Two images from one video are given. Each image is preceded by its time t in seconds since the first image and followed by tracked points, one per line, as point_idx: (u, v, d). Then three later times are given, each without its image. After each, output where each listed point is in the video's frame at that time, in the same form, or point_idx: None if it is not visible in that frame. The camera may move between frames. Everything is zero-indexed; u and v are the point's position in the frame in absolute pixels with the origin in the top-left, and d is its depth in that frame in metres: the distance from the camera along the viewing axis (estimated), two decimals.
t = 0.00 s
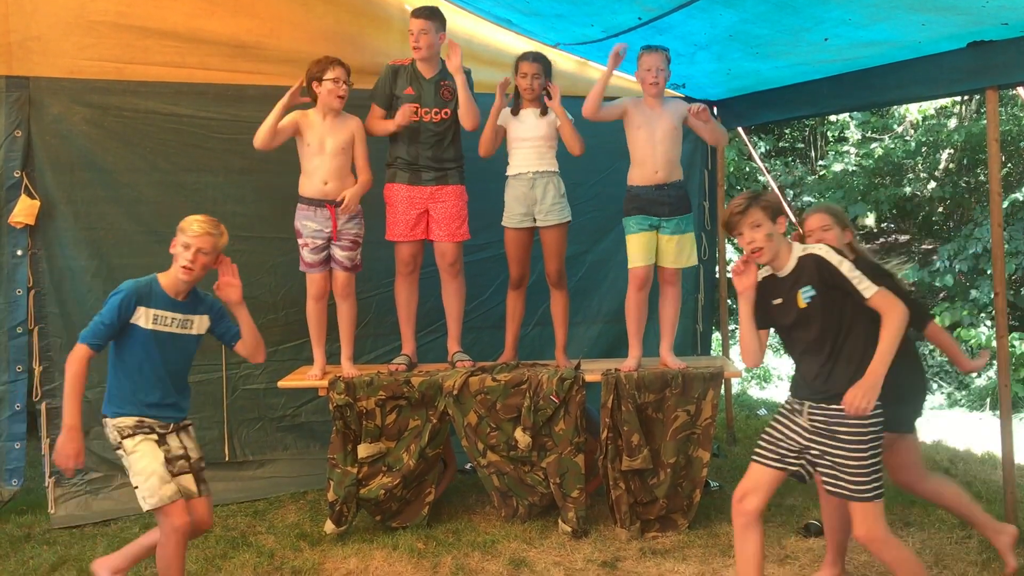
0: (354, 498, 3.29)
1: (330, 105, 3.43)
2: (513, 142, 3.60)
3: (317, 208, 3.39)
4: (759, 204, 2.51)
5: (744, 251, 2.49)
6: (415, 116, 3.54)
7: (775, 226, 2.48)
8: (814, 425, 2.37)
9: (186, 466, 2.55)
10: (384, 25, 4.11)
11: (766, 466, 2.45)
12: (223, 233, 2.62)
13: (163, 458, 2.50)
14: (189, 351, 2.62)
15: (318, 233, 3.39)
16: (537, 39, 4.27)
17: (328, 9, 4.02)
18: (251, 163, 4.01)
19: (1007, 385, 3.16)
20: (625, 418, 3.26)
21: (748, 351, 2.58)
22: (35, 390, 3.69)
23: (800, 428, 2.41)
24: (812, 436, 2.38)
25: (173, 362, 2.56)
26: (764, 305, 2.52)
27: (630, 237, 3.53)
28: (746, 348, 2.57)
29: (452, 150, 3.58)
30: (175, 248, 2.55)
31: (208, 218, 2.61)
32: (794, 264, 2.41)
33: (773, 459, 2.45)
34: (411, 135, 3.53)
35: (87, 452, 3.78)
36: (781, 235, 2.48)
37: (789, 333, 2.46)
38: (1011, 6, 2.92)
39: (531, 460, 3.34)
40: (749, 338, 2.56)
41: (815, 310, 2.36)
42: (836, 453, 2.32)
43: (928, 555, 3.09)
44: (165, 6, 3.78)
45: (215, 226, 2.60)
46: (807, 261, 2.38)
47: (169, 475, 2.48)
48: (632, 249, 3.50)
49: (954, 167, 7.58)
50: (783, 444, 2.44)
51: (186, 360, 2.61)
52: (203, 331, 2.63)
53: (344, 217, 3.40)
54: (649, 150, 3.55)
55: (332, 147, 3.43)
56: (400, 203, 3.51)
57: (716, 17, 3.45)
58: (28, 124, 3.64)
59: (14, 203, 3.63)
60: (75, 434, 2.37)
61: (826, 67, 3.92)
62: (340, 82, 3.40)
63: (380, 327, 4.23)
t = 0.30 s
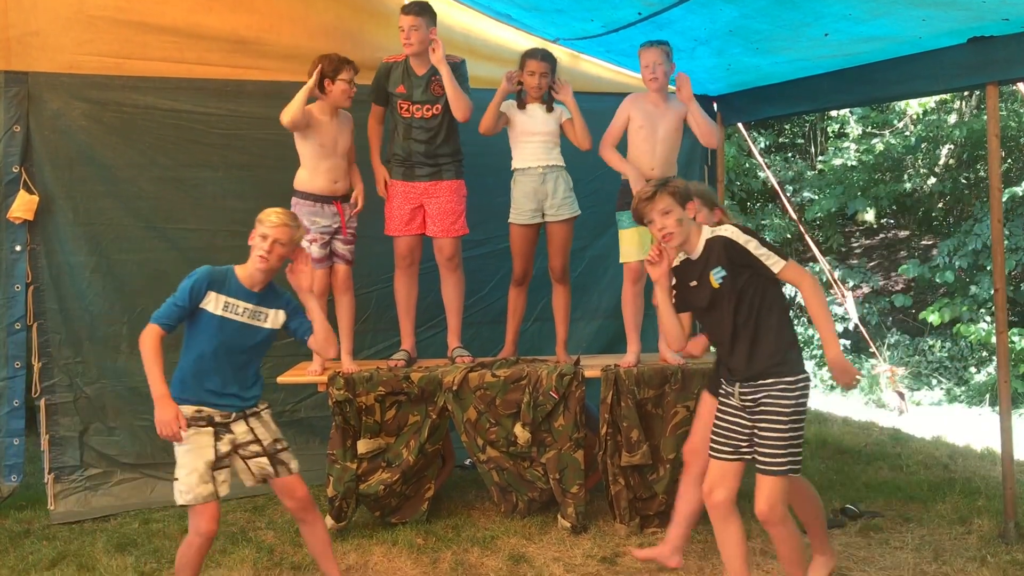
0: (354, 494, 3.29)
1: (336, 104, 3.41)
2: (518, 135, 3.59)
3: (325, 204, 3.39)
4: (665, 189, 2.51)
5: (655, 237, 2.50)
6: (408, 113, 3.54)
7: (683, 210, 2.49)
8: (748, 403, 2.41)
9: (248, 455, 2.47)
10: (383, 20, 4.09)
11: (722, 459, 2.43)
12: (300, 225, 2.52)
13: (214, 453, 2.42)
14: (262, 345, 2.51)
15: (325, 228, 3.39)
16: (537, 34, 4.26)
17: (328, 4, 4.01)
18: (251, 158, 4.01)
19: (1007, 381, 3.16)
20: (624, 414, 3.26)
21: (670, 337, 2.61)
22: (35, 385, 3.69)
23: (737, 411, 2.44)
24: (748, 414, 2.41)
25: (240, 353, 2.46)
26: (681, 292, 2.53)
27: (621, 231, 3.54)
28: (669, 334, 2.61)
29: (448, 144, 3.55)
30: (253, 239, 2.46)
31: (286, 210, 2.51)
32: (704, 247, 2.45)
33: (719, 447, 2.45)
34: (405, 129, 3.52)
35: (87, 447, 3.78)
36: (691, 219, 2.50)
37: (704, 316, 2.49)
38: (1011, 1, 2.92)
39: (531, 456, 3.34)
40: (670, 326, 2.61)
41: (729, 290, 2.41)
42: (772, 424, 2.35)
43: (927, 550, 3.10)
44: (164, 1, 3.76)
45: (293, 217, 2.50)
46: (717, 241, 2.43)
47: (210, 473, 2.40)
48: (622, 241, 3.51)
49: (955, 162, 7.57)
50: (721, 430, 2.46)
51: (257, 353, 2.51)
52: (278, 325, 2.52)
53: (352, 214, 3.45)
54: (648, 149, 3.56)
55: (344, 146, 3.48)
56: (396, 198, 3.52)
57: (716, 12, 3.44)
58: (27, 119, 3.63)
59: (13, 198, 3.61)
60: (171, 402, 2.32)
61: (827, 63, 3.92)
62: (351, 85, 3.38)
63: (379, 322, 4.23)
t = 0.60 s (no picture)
0: (353, 489, 3.29)
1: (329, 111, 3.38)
2: (521, 132, 3.58)
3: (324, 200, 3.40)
4: (626, 180, 2.49)
5: (612, 228, 2.49)
6: (399, 108, 3.54)
7: (642, 202, 2.48)
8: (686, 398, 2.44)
9: (293, 439, 2.49)
10: (383, 15, 4.08)
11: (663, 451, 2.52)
12: (365, 211, 2.53)
13: (260, 432, 2.45)
14: (324, 329, 2.52)
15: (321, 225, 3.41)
16: (537, 29, 4.25)
17: None
18: (251, 154, 4.01)
19: (1006, 377, 3.16)
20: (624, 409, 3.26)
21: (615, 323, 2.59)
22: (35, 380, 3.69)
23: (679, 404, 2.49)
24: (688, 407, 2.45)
25: (301, 336, 2.47)
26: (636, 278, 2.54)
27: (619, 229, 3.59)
28: (612, 321, 2.59)
29: (433, 141, 3.49)
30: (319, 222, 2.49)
31: (353, 194, 2.53)
32: (660, 240, 2.44)
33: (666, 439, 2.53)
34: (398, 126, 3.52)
35: (87, 442, 3.78)
36: (649, 212, 2.49)
37: (656, 308, 2.49)
38: None
39: (531, 451, 3.34)
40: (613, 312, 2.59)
41: (680, 287, 2.40)
42: (700, 419, 2.38)
43: (926, 546, 3.10)
44: None
45: (358, 202, 2.51)
46: (674, 237, 2.42)
47: (251, 453, 2.44)
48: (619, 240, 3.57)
49: (955, 159, 7.54)
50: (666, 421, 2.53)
51: (319, 339, 2.51)
52: (339, 310, 2.53)
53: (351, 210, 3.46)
54: (648, 161, 3.57)
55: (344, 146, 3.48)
56: (388, 193, 3.54)
57: (717, 8, 3.43)
58: (26, 113, 3.62)
59: (12, 192, 3.59)
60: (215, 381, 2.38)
61: (828, 58, 3.91)
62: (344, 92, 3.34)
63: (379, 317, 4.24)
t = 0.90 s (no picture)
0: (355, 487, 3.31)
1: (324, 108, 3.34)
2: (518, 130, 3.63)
3: (305, 199, 3.38)
4: (580, 198, 2.44)
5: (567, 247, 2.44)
6: (405, 101, 3.53)
7: (596, 221, 2.43)
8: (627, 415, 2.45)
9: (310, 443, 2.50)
10: (386, 13, 4.08)
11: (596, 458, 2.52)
12: (382, 223, 2.53)
13: (275, 436, 2.46)
14: (342, 340, 2.53)
15: (307, 224, 3.38)
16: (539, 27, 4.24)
17: None
18: (253, 151, 4.01)
19: (1008, 376, 3.16)
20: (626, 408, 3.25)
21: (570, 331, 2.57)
22: (36, 377, 3.69)
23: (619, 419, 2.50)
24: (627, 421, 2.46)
25: (320, 348, 2.48)
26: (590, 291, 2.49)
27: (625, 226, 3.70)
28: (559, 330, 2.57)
29: (441, 137, 3.51)
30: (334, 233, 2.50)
31: (368, 206, 2.53)
32: (613, 263, 2.38)
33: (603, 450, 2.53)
34: (401, 120, 3.51)
35: (88, 439, 3.78)
36: (604, 230, 2.44)
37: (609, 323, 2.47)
38: None
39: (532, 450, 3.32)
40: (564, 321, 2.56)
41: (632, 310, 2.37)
42: (636, 434, 2.38)
43: (927, 545, 3.10)
44: None
45: (375, 214, 2.52)
46: (626, 260, 2.36)
47: (266, 457, 2.44)
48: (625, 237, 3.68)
49: (957, 157, 7.52)
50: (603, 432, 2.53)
51: (336, 349, 2.52)
52: (356, 321, 2.54)
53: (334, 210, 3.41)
54: (646, 155, 3.61)
55: (325, 149, 3.40)
56: (390, 191, 3.51)
57: (719, 6, 3.42)
58: (28, 110, 3.61)
59: (15, 189, 3.60)
60: (241, 396, 2.39)
61: (830, 57, 3.90)
62: (333, 87, 3.27)
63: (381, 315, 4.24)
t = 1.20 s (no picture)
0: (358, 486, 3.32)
1: (327, 98, 3.37)
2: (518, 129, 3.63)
3: (311, 198, 3.37)
4: (547, 192, 2.41)
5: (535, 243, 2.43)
6: (416, 98, 3.52)
7: (563, 215, 2.42)
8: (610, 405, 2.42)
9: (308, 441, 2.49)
10: (390, 14, 4.10)
11: (574, 454, 2.45)
12: (357, 206, 2.55)
13: (272, 433, 2.46)
14: (337, 332, 2.53)
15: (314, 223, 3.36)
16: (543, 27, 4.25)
17: None
18: (257, 152, 4.02)
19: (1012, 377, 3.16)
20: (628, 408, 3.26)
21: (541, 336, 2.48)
22: (41, 376, 3.70)
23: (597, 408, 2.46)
24: (609, 415, 2.43)
25: (313, 341, 2.49)
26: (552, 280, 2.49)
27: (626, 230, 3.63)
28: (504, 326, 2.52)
29: (452, 135, 3.54)
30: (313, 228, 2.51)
31: (340, 193, 2.54)
32: (586, 251, 2.40)
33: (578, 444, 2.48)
34: (413, 117, 3.51)
35: (93, 438, 3.80)
36: (570, 223, 2.44)
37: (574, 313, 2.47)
38: None
39: (535, 450, 3.35)
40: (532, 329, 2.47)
41: (604, 299, 2.39)
42: (626, 429, 2.39)
43: (930, 546, 3.10)
44: None
45: (348, 199, 2.53)
46: (598, 248, 2.38)
47: (262, 452, 2.45)
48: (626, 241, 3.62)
49: (960, 158, 7.49)
50: (578, 425, 2.47)
51: (332, 344, 2.52)
52: (351, 314, 2.54)
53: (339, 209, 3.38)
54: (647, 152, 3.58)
55: (326, 140, 3.38)
56: (402, 191, 3.50)
57: (723, 6, 3.43)
58: (33, 110, 3.62)
59: (19, 188, 3.61)
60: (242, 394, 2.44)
61: (834, 57, 3.90)
62: (332, 77, 3.31)
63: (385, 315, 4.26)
